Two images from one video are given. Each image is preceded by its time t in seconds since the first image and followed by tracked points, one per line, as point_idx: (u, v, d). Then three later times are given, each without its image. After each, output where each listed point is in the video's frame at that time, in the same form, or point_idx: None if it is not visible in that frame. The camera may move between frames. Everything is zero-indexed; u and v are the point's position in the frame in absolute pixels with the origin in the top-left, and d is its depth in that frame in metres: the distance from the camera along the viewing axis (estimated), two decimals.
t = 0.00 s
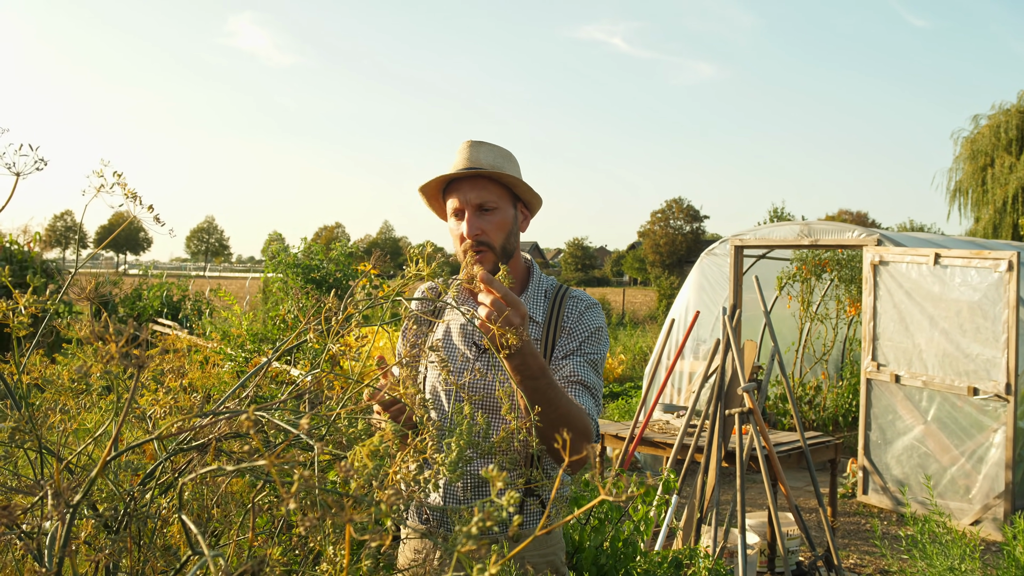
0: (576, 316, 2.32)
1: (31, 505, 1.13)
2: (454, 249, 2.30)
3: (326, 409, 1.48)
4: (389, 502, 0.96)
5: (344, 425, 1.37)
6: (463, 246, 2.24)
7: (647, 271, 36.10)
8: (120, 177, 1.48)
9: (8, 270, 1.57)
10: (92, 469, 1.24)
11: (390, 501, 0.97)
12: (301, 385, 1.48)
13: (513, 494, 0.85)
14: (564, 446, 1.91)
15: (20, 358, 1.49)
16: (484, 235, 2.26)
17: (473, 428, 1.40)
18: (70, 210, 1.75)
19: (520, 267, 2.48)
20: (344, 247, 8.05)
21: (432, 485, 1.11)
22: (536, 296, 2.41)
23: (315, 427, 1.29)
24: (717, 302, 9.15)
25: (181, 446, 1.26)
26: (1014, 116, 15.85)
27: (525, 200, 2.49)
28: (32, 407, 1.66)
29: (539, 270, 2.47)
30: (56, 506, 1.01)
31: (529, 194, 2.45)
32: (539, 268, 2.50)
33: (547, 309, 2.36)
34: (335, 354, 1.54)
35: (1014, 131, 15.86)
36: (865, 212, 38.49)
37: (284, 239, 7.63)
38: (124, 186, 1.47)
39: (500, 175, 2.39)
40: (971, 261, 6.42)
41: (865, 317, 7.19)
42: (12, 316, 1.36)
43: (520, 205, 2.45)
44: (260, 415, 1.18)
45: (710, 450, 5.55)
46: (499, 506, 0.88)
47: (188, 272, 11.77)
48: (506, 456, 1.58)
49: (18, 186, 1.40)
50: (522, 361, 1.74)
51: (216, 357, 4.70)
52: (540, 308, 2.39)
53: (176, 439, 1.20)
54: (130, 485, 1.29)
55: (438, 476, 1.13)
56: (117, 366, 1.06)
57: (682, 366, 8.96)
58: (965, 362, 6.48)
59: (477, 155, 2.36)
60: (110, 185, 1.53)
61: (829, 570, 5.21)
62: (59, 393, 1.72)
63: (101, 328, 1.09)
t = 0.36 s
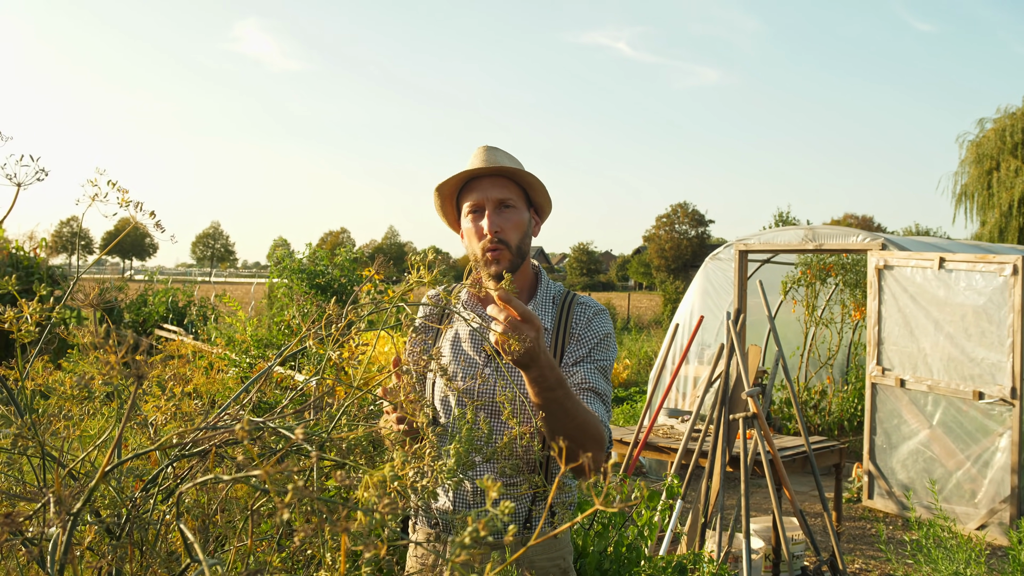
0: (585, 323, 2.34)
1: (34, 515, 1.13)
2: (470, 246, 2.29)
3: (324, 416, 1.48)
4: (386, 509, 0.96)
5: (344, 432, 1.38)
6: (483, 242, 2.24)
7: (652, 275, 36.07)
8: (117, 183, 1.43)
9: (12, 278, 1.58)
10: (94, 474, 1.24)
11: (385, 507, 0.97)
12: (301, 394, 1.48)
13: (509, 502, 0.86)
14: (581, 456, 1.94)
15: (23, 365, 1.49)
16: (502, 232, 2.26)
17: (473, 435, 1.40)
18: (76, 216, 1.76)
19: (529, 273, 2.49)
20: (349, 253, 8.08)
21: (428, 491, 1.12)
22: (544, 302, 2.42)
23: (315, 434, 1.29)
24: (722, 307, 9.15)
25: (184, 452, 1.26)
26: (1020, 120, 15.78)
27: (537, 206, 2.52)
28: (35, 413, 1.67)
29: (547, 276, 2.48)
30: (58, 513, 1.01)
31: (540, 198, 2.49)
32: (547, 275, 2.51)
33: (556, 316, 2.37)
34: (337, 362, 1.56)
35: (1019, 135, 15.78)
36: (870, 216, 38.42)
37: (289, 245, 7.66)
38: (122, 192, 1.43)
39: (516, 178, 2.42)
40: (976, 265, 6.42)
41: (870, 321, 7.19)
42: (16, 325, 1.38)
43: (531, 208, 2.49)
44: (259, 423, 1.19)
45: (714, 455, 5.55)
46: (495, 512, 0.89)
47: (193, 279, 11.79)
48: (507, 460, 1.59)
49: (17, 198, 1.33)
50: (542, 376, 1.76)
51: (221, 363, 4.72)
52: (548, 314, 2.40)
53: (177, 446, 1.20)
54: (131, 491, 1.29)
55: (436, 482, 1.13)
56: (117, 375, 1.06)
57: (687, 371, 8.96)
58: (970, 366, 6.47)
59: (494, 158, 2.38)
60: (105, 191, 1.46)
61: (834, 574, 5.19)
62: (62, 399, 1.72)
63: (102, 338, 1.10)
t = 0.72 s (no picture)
0: (594, 331, 2.33)
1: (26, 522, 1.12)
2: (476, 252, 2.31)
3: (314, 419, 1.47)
4: (373, 512, 0.97)
5: (335, 434, 1.37)
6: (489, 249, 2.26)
7: (655, 279, 36.06)
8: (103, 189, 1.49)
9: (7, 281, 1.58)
10: (84, 479, 1.23)
11: (372, 511, 0.97)
12: (292, 397, 1.48)
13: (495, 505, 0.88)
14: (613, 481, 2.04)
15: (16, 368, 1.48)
16: (509, 240, 2.28)
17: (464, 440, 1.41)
18: (75, 219, 1.77)
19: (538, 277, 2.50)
20: (351, 257, 8.09)
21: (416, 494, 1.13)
22: (552, 306, 2.38)
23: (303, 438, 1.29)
24: (723, 310, 9.15)
25: (174, 456, 1.25)
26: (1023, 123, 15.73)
27: (543, 211, 2.51)
28: (32, 417, 1.67)
29: (552, 280, 2.44)
30: (46, 518, 1.00)
31: (548, 204, 2.47)
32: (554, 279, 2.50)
33: (564, 321, 2.35)
34: (334, 365, 1.59)
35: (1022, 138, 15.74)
36: (873, 219, 38.41)
37: (291, 249, 7.68)
38: (107, 196, 1.49)
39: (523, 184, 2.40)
40: (977, 268, 6.42)
41: (872, 324, 7.18)
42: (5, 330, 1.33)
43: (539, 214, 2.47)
44: (246, 426, 1.18)
45: (715, 459, 5.54)
46: (481, 515, 0.91)
47: (196, 282, 11.81)
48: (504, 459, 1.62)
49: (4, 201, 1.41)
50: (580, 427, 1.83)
51: (222, 366, 4.73)
52: (555, 318, 2.37)
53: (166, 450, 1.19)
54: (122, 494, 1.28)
55: (425, 485, 1.15)
56: (103, 379, 1.05)
57: (689, 375, 8.95)
58: (972, 369, 6.46)
59: (505, 162, 2.36)
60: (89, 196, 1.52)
61: None
62: (60, 403, 1.73)
63: (89, 341, 1.09)
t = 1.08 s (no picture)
0: (609, 333, 2.35)
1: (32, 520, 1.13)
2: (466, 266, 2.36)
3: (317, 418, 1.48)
4: (375, 509, 0.97)
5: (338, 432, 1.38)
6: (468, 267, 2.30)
7: (658, 277, 36.02)
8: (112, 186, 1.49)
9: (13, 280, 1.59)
10: (88, 477, 1.23)
11: (373, 507, 0.98)
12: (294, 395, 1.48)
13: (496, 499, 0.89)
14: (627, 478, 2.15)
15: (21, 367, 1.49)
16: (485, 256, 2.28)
17: (467, 437, 1.42)
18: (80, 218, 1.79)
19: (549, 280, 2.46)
20: (354, 255, 8.11)
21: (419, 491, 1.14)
22: (569, 306, 2.37)
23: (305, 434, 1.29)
24: (726, 308, 9.15)
25: (178, 454, 1.25)
26: None
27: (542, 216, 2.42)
28: (37, 416, 1.68)
29: (569, 283, 2.44)
30: (51, 515, 1.00)
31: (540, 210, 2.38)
32: (570, 280, 2.46)
33: (581, 322, 2.35)
34: (338, 363, 1.60)
35: None
36: (877, 218, 38.29)
37: (295, 248, 7.70)
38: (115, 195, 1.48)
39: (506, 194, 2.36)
40: (981, 266, 6.41)
41: (875, 323, 7.17)
42: (8, 330, 1.33)
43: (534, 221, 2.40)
44: (248, 423, 1.19)
45: (718, 457, 5.55)
46: (483, 512, 0.92)
47: (200, 281, 11.83)
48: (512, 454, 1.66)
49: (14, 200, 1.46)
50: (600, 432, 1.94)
51: (226, 365, 4.74)
52: (571, 317, 2.37)
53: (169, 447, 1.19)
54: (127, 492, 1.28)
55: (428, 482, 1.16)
56: (107, 377, 1.06)
57: (692, 373, 8.95)
58: (976, 368, 6.46)
59: (489, 175, 2.39)
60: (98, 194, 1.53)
61: None
62: (65, 402, 1.73)
63: (93, 339, 1.11)
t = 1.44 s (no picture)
0: (617, 331, 2.38)
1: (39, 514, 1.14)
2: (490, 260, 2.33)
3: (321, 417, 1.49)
4: (379, 499, 0.98)
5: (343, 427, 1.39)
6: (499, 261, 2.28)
7: (663, 274, 35.99)
8: (119, 183, 1.49)
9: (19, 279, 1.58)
10: (94, 472, 1.24)
11: (379, 496, 0.99)
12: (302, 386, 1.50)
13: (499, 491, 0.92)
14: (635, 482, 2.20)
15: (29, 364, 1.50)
16: (518, 251, 2.28)
17: (471, 431, 1.43)
18: (87, 215, 1.80)
19: (558, 276, 2.47)
20: (359, 252, 8.13)
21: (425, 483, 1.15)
22: (577, 302, 2.37)
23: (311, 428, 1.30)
24: (731, 304, 9.14)
25: (185, 449, 1.26)
26: None
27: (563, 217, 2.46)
28: (44, 411, 1.69)
29: (577, 278, 2.44)
30: (62, 509, 1.01)
31: (564, 209, 2.41)
32: (576, 277, 2.46)
33: (590, 318, 2.35)
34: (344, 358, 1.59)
35: None
36: (882, 214, 38.21)
37: (300, 245, 7.73)
38: (123, 192, 1.48)
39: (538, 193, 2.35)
40: (986, 262, 6.40)
41: (880, 318, 7.15)
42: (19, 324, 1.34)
43: (556, 219, 2.42)
44: (256, 419, 1.20)
45: (724, 452, 5.53)
46: (486, 499, 0.95)
47: (205, 278, 11.86)
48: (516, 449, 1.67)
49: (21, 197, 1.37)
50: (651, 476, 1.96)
51: (231, 362, 4.75)
52: (581, 314, 2.36)
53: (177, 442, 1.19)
54: (134, 486, 1.28)
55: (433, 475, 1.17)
56: (116, 371, 1.07)
57: (697, 369, 8.95)
58: (981, 363, 6.45)
59: (516, 170, 2.34)
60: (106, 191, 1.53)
61: (844, 571, 5.18)
62: (72, 397, 1.74)
63: (101, 334, 1.12)
